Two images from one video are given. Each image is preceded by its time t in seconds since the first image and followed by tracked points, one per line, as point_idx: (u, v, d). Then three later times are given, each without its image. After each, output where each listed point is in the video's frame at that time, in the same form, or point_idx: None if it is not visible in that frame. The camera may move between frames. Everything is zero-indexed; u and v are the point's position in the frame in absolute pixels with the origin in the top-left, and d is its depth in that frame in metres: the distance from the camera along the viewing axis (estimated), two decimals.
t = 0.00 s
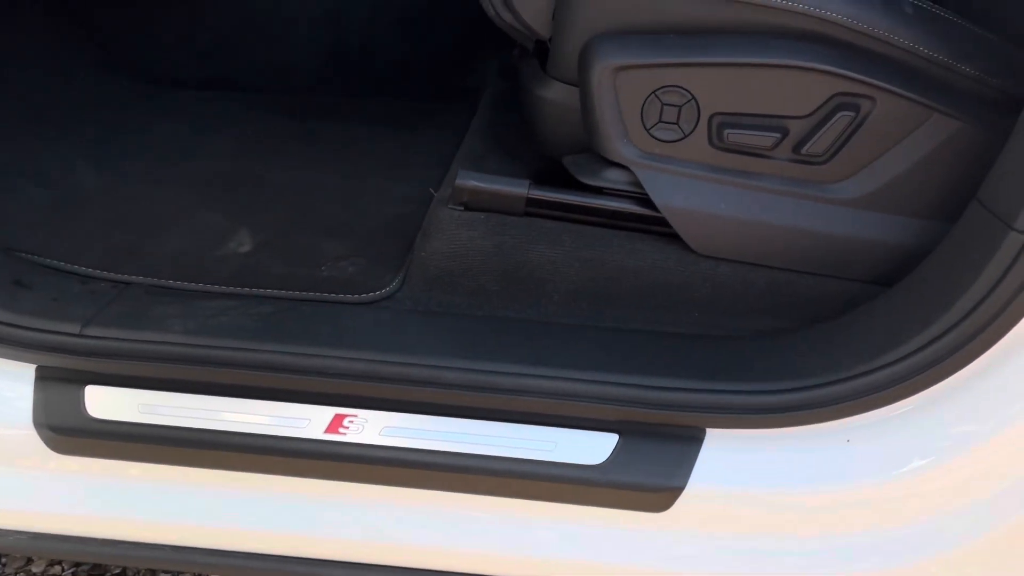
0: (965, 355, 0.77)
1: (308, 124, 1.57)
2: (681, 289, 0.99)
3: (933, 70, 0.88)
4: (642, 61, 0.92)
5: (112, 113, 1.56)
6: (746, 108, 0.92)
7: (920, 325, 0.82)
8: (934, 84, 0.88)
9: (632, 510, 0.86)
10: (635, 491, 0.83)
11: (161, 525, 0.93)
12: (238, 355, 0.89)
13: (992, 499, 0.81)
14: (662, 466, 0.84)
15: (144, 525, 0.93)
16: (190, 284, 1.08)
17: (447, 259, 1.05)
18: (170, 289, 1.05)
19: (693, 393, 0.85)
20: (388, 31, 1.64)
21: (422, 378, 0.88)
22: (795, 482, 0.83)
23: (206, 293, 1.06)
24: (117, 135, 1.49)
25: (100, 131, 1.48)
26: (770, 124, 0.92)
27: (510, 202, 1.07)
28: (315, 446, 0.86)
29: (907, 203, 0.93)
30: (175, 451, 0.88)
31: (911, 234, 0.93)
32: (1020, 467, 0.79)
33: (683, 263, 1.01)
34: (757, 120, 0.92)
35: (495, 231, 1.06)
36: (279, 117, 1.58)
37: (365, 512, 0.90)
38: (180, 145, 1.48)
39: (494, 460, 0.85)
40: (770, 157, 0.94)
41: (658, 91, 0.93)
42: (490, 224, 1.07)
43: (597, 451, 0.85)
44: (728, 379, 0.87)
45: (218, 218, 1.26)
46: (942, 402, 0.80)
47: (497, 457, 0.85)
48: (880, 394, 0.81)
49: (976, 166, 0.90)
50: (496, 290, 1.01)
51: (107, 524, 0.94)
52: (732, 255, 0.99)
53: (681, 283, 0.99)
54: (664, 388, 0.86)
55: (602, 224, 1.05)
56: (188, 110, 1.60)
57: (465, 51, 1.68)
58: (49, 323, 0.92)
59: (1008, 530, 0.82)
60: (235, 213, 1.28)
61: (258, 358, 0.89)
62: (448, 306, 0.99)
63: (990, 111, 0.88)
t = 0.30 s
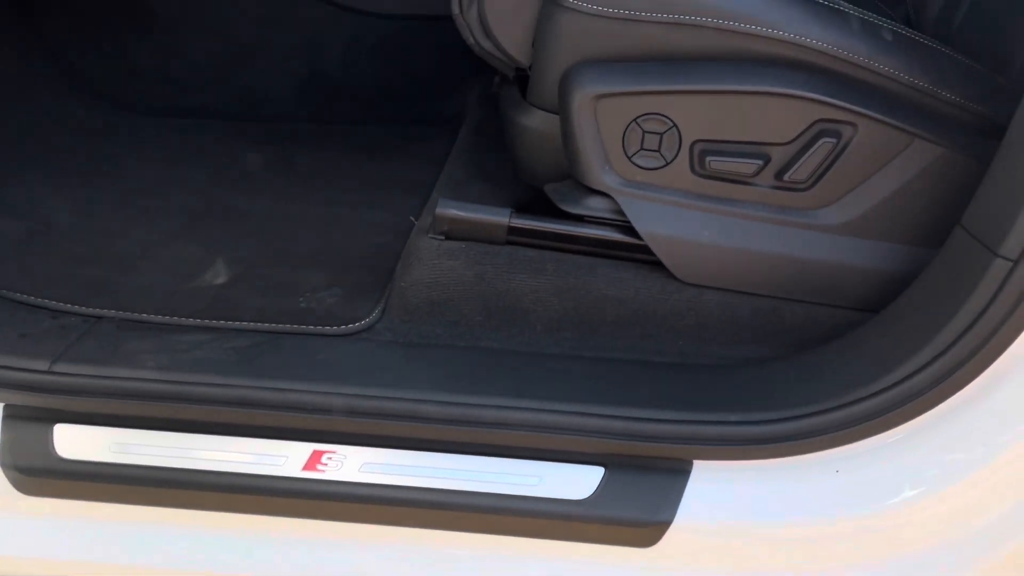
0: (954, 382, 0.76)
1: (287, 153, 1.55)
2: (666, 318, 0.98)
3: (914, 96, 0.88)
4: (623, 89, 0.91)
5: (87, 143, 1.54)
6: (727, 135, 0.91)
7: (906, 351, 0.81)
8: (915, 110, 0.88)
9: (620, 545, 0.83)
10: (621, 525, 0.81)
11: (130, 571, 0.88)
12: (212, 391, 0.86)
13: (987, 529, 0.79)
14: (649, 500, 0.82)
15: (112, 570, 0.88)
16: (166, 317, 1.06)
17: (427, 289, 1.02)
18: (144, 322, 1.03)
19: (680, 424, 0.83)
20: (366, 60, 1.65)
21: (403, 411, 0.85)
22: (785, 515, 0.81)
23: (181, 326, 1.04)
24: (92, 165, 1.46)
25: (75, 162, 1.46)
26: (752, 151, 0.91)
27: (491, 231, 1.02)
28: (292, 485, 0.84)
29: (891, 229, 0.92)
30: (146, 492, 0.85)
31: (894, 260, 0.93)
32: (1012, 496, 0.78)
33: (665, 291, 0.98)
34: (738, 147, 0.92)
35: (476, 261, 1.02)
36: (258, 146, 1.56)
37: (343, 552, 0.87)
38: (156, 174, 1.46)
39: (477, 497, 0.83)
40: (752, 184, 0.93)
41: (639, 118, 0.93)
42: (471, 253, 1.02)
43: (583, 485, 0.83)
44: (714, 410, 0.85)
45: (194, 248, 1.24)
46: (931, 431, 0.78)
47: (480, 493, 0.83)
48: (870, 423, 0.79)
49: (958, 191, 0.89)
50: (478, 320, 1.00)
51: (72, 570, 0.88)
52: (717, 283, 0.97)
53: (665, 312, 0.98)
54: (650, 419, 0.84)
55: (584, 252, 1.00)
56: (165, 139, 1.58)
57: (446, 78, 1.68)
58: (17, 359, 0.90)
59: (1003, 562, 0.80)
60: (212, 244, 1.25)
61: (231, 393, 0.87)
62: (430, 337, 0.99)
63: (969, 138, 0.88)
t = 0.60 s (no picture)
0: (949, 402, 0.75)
1: (267, 176, 1.53)
2: (654, 339, 0.96)
3: (900, 115, 0.88)
4: (609, 108, 0.90)
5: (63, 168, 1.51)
6: (713, 155, 0.91)
7: (900, 370, 0.80)
8: (901, 127, 0.88)
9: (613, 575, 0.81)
10: (614, 554, 0.79)
11: None
12: (189, 420, 0.83)
13: (989, 553, 0.77)
14: (641, 526, 0.80)
15: None
16: (142, 345, 1.03)
17: (411, 313, 0.99)
18: (120, 351, 1.00)
19: (671, 447, 0.82)
20: (348, 83, 1.63)
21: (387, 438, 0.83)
22: (781, 540, 0.79)
23: (158, 353, 1.01)
24: (67, 190, 1.44)
25: (50, 188, 1.44)
26: (738, 170, 0.91)
27: (477, 253, 1.01)
28: (274, 518, 0.80)
29: (879, 247, 0.92)
30: (120, 527, 0.81)
31: (882, 278, 0.93)
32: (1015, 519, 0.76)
33: (653, 311, 0.97)
34: (725, 166, 0.91)
35: (461, 283, 1.00)
36: (237, 170, 1.54)
37: None
38: (133, 198, 1.43)
39: (465, 527, 0.80)
40: (739, 203, 0.92)
41: (624, 138, 0.92)
42: (456, 275, 1.00)
43: (574, 513, 0.81)
44: (707, 433, 0.84)
45: (172, 274, 1.21)
46: (926, 450, 0.77)
47: (468, 523, 0.80)
48: (864, 443, 0.78)
49: (946, 208, 0.89)
50: (463, 343, 0.98)
51: None
52: (706, 303, 0.96)
53: (655, 335, 0.96)
54: (641, 442, 0.82)
55: (570, 273, 0.99)
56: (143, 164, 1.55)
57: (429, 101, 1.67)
58: None
59: None
60: (190, 269, 1.23)
61: (210, 422, 0.84)
62: (414, 361, 0.96)
63: (955, 154, 0.88)
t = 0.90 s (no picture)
0: (944, 427, 0.73)
1: (246, 203, 1.51)
2: (643, 366, 0.94)
3: (887, 136, 0.87)
4: (595, 131, 0.89)
5: (35, 196, 1.48)
6: (700, 178, 0.90)
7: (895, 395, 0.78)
8: (887, 149, 0.87)
9: None
10: None
11: None
12: (163, 456, 0.80)
13: None
14: (634, 559, 0.77)
15: None
16: (117, 378, 0.99)
17: (394, 342, 0.97)
18: (93, 385, 0.97)
19: (663, 477, 0.80)
20: (327, 108, 1.61)
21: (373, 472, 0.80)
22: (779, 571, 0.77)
23: (133, 387, 0.98)
24: (41, 219, 1.41)
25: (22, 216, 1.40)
26: (725, 193, 0.90)
27: (461, 279, 0.98)
28: (253, 557, 0.77)
29: (869, 270, 0.91)
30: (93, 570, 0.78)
31: (874, 301, 0.91)
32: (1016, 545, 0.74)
33: (641, 336, 0.94)
34: (712, 189, 0.90)
35: (446, 310, 0.97)
36: (216, 197, 1.52)
37: None
38: (108, 225, 1.40)
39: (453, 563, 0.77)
40: (727, 227, 0.91)
41: (610, 162, 0.91)
42: (441, 302, 0.97)
43: (563, 548, 0.78)
44: (700, 462, 0.82)
45: (148, 304, 1.18)
46: (924, 476, 0.76)
47: (456, 559, 0.77)
48: (858, 472, 0.76)
49: (936, 230, 0.88)
50: (449, 372, 0.96)
51: None
52: (696, 328, 0.94)
53: (644, 360, 0.94)
54: (631, 472, 0.80)
55: (557, 298, 0.97)
56: (118, 191, 1.52)
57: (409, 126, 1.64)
58: None
59: None
60: (166, 299, 1.20)
61: (186, 457, 0.80)
62: (398, 393, 0.95)
63: (943, 175, 0.87)
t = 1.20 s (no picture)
0: (941, 449, 0.72)
1: (222, 226, 1.47)
2: (632, 388, 0.92)
3: (874, 153, 0.87)
4: (579, 149, 0.88)
5: (3, 221, 1.43)
6: (687, 196, 0.88)
7: (889, 414, 0.77)
8: (875, 166, 0.86)
9: None
10: None
11: None
12: (133, 490, 0.76)
13: None
14: None
15: None
16: (87, 408, 0.96)
17: (376, 367, 0.93)
18: (61, 415, 0.93)
19: (655, 503, 0.77)
20: (304, 128, 1.59)
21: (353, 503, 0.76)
22: None
23: (104, 417, 0.94)
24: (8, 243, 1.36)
25: None
26: (713, 211, 0.88)
27: (445, 301, 0.95)
28: None
29: (859, 288, 0.89)
30: None
31: (864, 320, 0.90)
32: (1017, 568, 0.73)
33: (629, 357, 0.92)
34: (699, 208, 0.89)
35: (429, 334, 0.94)
36: (191, 220, 1.49)
37: None
38: (79, 249, 1.36)
39: None
40: (715, 246, 0.89)
41: (596, 180, 0.89)
42: (424, 325, 0.94)
43: None
44: (693, 487, 0.79)
45: (120, 330, 1.14)
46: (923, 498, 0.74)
47: None
48: (855, 494, 0.75)
49: (925, 247, 0.87)
50: (432, 397, 0.93)
51: None
52: (686, 349, 0.92)
53: (633, 383, 0.92)
54: (622, 499, 0.78)
55: (543, 319, 0.95)
56: (89, 214, 1.48)
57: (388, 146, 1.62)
58: None
59: None
60: (138, 324, 1.16)
61: (158, 489, 0.76)
62: (379, 420, 0.92)
63: (933, 191, 0.87)
